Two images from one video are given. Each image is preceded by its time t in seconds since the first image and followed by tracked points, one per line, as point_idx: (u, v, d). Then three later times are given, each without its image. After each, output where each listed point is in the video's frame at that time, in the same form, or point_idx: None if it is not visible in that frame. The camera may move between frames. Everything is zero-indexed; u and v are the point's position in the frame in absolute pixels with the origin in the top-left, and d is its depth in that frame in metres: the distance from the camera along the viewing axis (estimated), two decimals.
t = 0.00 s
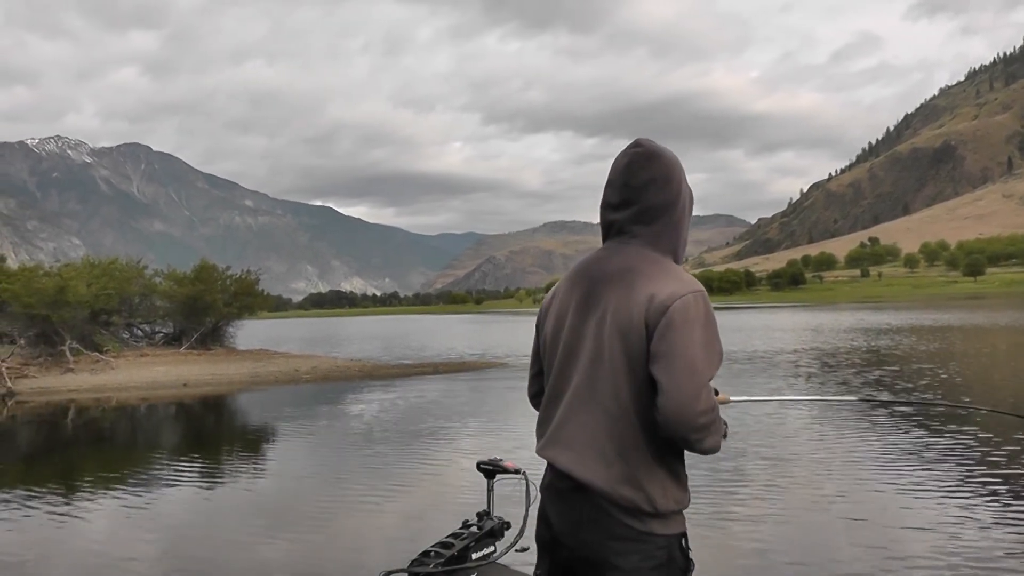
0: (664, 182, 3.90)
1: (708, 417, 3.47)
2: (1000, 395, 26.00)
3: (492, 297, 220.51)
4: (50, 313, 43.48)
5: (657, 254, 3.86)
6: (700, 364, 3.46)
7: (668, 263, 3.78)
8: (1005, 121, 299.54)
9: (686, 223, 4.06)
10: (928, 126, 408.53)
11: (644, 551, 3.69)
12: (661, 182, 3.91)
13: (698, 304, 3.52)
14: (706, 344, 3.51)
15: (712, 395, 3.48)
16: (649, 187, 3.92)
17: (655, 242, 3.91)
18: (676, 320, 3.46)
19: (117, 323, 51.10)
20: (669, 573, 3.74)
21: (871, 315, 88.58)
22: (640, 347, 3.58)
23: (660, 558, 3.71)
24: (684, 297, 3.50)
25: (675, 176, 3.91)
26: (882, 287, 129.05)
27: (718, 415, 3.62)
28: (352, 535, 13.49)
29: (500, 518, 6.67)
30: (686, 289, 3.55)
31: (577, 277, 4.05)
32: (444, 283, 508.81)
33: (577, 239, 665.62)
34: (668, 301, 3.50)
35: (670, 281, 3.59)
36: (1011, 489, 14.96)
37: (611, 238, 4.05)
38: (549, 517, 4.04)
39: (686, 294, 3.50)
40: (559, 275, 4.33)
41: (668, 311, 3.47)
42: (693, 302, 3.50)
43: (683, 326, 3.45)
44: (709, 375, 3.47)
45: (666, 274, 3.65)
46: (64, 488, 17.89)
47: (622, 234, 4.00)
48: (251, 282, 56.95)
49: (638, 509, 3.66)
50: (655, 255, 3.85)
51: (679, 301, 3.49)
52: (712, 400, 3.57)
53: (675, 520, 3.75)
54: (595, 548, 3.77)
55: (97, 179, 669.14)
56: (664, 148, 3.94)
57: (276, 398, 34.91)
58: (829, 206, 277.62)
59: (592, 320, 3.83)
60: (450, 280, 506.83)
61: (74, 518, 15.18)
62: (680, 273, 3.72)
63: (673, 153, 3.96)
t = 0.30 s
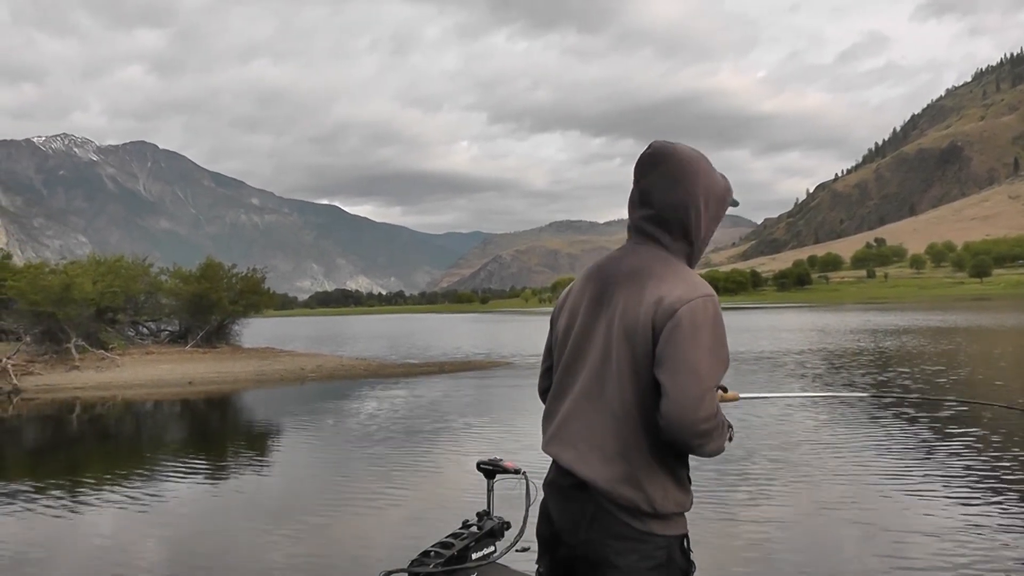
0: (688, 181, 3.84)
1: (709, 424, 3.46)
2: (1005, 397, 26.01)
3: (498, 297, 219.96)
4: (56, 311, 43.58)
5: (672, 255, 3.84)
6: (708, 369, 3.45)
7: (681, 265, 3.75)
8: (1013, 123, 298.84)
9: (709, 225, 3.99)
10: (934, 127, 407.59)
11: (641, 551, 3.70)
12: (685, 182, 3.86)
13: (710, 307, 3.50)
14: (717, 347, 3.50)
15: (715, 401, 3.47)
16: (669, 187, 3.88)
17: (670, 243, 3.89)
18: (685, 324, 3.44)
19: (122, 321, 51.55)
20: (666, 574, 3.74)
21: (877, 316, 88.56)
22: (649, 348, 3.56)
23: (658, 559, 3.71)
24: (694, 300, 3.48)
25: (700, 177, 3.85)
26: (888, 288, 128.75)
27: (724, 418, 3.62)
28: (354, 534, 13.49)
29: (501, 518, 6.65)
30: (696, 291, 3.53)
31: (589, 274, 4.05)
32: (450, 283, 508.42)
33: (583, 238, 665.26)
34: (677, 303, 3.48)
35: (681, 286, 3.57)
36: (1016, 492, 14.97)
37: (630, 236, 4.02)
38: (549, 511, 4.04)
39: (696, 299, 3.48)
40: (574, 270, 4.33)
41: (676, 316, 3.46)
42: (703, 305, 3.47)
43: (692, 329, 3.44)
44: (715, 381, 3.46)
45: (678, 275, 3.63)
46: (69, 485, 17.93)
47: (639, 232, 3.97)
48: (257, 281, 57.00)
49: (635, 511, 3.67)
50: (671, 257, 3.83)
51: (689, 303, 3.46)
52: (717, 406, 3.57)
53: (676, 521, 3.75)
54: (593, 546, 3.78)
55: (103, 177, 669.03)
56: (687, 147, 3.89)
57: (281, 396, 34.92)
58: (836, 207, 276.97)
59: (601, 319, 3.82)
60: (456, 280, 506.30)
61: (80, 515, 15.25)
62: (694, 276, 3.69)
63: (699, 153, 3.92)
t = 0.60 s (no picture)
0: (732, 195, 3.71)
1: (698, 440, 3.41)
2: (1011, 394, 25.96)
3: (504, 296, 219.50)
4: (61, 311, 43.72)
5: (697, 268, 3.72)
6: (707, 387, 3.40)
7: (700, 279, 3.66)
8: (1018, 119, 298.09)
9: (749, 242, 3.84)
10: (940, 123, 406.56)
11: (621, 548, 3.68)
12: (731, 196, 3.72)
13: (718, 331, 3.43)
14: (720, 366, 3.43)
15: (707, 417, 3.42)
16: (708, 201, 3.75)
17: (698, 254, 3.78)
18: (686, 340, 3.38)
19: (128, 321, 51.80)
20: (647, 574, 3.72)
21: (883, 313, 88.37)
22: (651, 356, 3.54)
23: (638, 556, 3.69)
24: (703, 319, 3.40)
25: (744, 193, 3.71)
26: (894, 285, 128.50)
27: (723, 431, 3.56)
28: (358, 534, 13.53)
29: (500, 519, 6.65)
30: (705, 307, 3.45)
31: (612, 271, 3.99)
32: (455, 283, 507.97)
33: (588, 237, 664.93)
34: (682, 319, 3.42)
35: (692, 301, 3.49)
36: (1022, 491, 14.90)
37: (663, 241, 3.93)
38: (536, 502, 4.04)
39: (702, 316, 3.40)
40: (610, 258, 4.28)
41: (679, 332, 3.39)
42: (706, 324, 3.40)
43: (693, 346, 3.38)
44: (711, 396, 3.40)
45: (691, 291, 3.56)
46: (75, 485, 17.98)
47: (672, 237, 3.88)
48: (262, 280, 57.08)
49: (618, 512, 3.65)
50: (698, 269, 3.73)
51: (695, 321, 3.39)
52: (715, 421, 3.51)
53: (661, 524, 3.71)
54: (574, 539, 3.79)
55: (109, 178, 669.00)
56: (731, 158, 3.78)
57: (288, 396, 34.97)
58: (841, 204, 276.47)
59: (611, 324, 3.78)
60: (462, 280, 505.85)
61: (87, 515, 15.28)
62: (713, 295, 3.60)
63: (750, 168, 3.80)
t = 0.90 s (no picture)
0: (742, 199, 3.60)
1: (684, 446, 3.34)
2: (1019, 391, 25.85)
3: (510, 296, 218.97)
4: (66, 313, 43.87)
5: (698, 273, 3.61)
6: (695, 391, 3.29)
7: (700, 282, 3.56)
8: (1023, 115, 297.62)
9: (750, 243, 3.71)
10: (945, 119, 405.49)
11: (612, 549, 3.65)
12: (739, 204, 3.61)
13: (710, 335, 3.31)
14: (710, 369, 3.31)
15: (695, 424, 3.33)
16: (714, 203, 3.64)
17: (698, 256, 3.66)
18: (673, 344, 3.28)
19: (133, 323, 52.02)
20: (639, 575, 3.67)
21: (889, 310, 88.13)
22: (639, 359, 3.46)
23: (628, 557, 3.65)
24: (691, 324, 3.30)
25: (749, 197, 3.60)
26: (901, 282, 128.23)
27: (717, 437, 3.46)
28: (365, 534, 13.55)
29: (501, 519, 6.55)
30: (694, 312, 3.35)
31: (614, 270, 3.93)
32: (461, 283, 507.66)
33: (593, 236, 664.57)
34: (670, 322, 3.32)
35: (684, 304, 3.38)
36: None
37: (665, 240, 3.84)
38: (531, 498, 4.05)
39: (691, 320, 3.30)
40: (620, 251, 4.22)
41: (665, 338, 3.30)
42: (696, 328, 3.29)
43: (679, 351, 3.27)
44: (698, 403, 3.31)
45: (683, 294, 3.44)
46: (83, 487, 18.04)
47: (675, 237, 3.77)
48: (268, 281, 57.13)
49: (608, 516, 3.61)
50: (699, 272, 3.62)
51: (681, 325, 3.29)
52: (706, 426, 3.41)
53: (652, 525, 3.66)
54: (566, 539, 3.79)
55: (114, 180, 669.03)
56: (743, 160, 3.66)
57: (294, 397, 34.97)
58: (847, 200, 275.76)
59: (607, 325, 3.76)
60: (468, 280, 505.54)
61: (95, 517, 15.30)
62: (709, 298, 3.49)
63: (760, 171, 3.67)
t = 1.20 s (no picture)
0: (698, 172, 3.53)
1: (665, 436, 3.31)
2: None
3: (515, 296, 218.35)
4: (72, 314, 44.02)
5: (664, 263, 3.60)
6: (668, 378, 3.28)
7: (665, 270, 3.54)
8: None
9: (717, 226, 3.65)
10: (951, 118, 404.45)
11: (612, 548, 3.64)
12: (687, 176, 3.56)
13: (677, 318, 3.31)
14: (680, 353, 3.31)
15: (675, 409, 3.30)
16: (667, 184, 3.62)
17: (661, 243, 3.65)
18: (640, 332, 3.30)
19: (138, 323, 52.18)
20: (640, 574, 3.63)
21: (895, 310, 87.90)
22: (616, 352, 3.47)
23: (628, 557, 3.62)
24: (658, 309, 3.31)
25: (699, 168, 3.54)
26: (907, 281, 127.92)
27: (701, 428, 3.42)
28: (370, 534, 13.60)
29: (501, 519, 6.54)
30: (661, 299, 3.35)
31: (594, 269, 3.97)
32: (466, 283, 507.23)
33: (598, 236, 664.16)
34: (637, 311, 3.35)
35: (649, 294, 3.39)
36: None
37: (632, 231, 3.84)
38: (536, 503, 4.06)
39: (653, 309, 3.31)
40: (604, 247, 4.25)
41: (633, 329, 3.32)
42: (661, 316, 3.29)
43: (649, 338, 3.28)
44: (672, 390, 3.30)
45: (648, 284, 3.44)
46: (89, 487, 18.12)
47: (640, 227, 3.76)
48: (274, 282, 57.17)
49: (601, 512, 3.61)
50: (662, 259, 3.61)
51: (647, 315, 3.30)
52: (687, 413, 3.38)
53: (650, 523, 3.61)
54: (567, 540, 3.80)
55: (120, 180, 669.10)
56: (698, 136, 3.63)
57: (299, 397, 35.00)
58: (853, 199, 274.99)
59: (586, 323, 3.78)
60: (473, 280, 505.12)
61: (103, 517, 15.37)
62: (675, 280, 3.49)
63: (715, 143, 3.64)
